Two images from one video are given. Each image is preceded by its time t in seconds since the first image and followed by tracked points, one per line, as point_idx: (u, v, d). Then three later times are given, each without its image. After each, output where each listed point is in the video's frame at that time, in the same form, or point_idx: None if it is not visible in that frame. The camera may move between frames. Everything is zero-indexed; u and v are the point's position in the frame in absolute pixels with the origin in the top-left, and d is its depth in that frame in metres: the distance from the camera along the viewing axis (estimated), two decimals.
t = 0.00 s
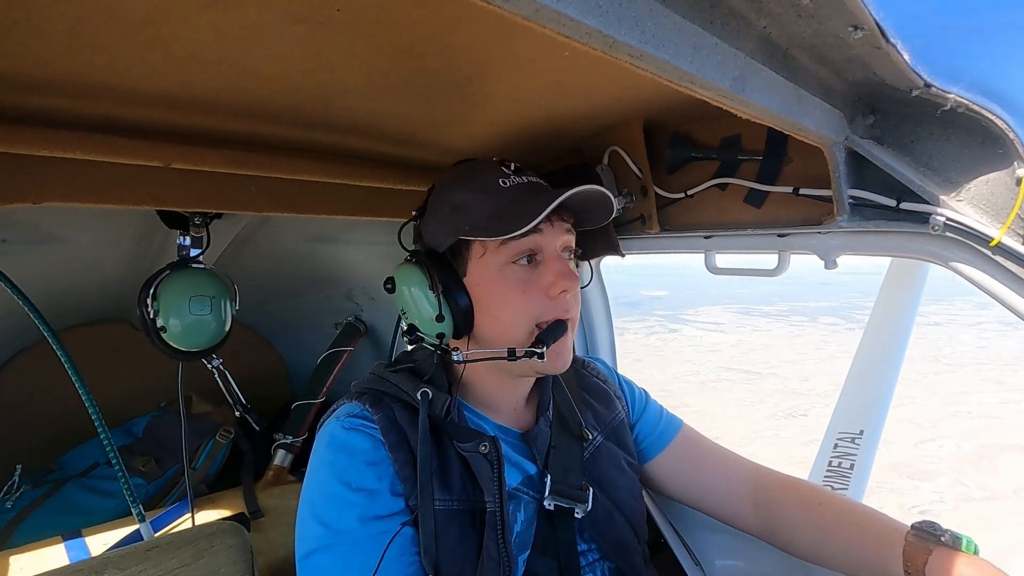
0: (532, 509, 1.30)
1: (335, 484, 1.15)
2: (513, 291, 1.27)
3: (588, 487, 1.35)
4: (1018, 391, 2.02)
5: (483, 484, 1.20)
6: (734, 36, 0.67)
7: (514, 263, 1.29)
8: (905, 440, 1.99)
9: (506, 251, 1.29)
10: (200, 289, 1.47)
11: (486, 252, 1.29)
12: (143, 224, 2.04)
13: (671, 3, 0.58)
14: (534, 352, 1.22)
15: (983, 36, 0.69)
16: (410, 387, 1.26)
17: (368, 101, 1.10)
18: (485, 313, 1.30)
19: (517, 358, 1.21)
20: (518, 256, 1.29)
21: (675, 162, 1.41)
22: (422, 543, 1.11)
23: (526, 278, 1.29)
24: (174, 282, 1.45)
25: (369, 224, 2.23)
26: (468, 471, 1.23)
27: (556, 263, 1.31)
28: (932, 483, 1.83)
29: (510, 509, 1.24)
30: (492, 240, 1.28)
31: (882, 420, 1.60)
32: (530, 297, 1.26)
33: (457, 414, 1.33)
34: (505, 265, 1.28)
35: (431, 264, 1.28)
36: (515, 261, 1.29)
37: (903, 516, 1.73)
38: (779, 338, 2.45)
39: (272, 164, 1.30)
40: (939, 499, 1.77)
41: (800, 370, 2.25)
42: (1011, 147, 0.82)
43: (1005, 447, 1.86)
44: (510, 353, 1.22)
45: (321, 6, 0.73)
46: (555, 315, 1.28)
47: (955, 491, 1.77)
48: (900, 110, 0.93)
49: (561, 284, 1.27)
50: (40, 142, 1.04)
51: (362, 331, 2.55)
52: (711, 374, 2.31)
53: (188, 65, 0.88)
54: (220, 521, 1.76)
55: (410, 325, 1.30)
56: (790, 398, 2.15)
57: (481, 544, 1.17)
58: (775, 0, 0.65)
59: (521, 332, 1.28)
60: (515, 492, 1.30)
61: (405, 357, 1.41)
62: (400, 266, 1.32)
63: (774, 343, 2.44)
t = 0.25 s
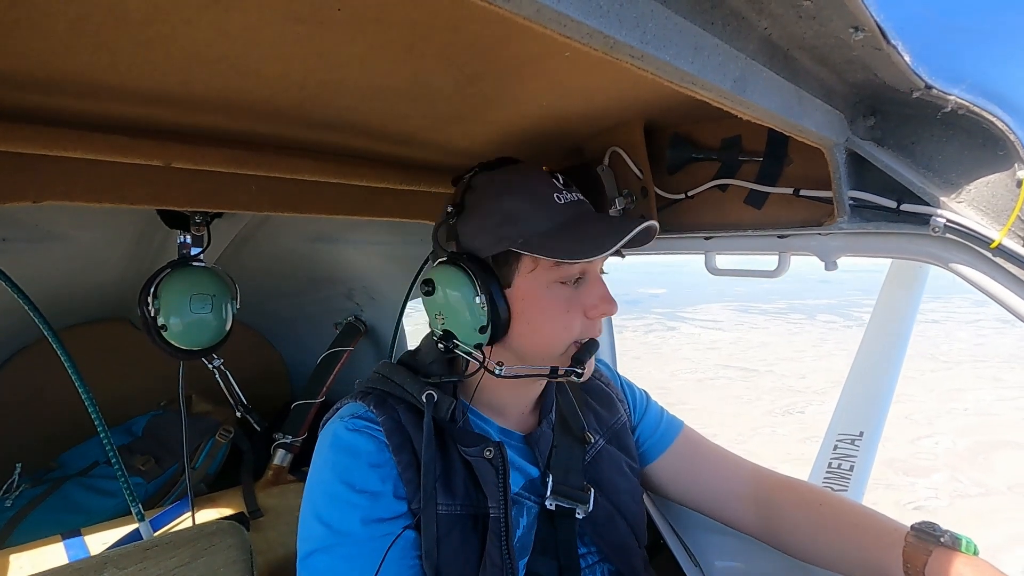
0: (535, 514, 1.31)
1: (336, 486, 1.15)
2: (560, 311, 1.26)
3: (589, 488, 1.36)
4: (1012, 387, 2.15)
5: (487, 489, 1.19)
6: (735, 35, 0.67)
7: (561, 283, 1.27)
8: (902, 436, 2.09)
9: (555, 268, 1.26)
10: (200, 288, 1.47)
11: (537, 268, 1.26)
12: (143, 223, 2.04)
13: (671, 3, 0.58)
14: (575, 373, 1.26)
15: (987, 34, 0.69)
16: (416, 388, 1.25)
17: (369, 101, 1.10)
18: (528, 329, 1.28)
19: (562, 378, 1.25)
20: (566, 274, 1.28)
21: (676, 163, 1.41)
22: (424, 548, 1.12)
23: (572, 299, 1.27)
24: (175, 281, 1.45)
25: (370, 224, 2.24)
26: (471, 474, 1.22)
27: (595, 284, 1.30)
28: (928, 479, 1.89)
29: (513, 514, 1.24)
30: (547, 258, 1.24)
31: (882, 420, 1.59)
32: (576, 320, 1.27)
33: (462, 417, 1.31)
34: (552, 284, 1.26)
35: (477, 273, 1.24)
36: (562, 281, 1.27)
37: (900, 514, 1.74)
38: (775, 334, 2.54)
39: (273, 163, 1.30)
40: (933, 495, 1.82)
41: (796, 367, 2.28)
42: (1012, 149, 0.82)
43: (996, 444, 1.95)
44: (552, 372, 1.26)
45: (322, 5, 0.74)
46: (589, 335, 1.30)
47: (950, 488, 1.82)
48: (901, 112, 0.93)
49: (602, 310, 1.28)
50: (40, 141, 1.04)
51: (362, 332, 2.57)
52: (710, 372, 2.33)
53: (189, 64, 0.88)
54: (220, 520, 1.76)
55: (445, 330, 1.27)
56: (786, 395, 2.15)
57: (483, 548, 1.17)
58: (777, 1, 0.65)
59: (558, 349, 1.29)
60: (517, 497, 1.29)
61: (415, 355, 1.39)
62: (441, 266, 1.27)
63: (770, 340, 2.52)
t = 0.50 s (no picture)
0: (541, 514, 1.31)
1: (349, 482, 1.15)
2: (577, 301, 1.28)
3: (594, 491, 1.36)
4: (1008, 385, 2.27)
5: (499, 490, 1.19)
6: (736, 36, 0.67)
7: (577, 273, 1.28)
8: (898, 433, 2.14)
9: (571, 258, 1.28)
10: (200, 288, 1.47)
11: (553, 259, 1.27)
12: (143, 222, 2.04)
13: (672, 3, 0.58)
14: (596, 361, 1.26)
15: (988, 32, 0.68)
16: (429, 387, 1.25)
17: (370, 100, 1.10)
18: (544, 321, 1.29)
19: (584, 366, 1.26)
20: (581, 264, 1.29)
21: (676, 163, 1.41)
22: (437, 547, 1.12)
23: (587, 289, 1.29)
24: (175, 281, 1.46)
25: (370, 224, 2.24)
26: (483, 475, 1.23)
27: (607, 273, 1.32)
28: (922, 475, 1.92)
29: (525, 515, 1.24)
30: (563, 248, 1.26)
31: (882, 420, 1.58)
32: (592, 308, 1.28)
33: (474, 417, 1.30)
34: (568, 275, 1.28)
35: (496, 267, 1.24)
36: (577, 271, 1.28)
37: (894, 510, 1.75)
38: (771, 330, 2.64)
39: (272, 162, 1.30)
40: (928, 491, 1.84)
41: (794, 361, 2.36)
42: (1013, 149, 0.82)
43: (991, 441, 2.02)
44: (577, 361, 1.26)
45: (322, 4, 0.73)
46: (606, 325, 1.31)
47: (944, 484, 1.85)
48: (901, 111, 0.93)
49: (617, 297, 1.29)
50: (39, 139, 1.04)
51: (362, 331, 2.56)
52: (708, 369, 2.36)
53: (188, 62, 0.88)
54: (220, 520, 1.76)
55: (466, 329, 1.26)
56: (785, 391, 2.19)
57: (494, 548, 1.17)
58: (777, 2, 0.65)
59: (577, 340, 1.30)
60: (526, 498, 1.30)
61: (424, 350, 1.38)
62: (456, 264, 1.26)
63: (769, 339, 2.56)
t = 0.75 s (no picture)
0: (532, 513, 1.31)
1: (336, 486, 1.15)
2: (463, 301, 1.24)
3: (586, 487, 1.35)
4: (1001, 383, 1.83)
5: (484, 490, 1.19)
6: (737, 38, 0.67)
7: (469, 273, 1.26)
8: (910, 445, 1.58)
9: (464, 256, 1.27)
10: (200, 286, 1.47)
11: (452, 254, 1.30)
12: (144, 220, 2.04)
13: (675, 5, 0.58)
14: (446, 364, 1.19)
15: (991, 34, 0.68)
16: (410, 391, 1.26)
17: (371, 100, 1.10)
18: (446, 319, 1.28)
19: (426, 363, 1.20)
20: (474, 264, 1.26)
21: (676, 163, 1.41)
22: (423, 549, 1.12)
23: (478, 292, 1.23)
24: (175, 279, 1.45)
25: (371, 223, 2.23)
26: (468, 475, 1.23)
27: (509, 283, 1.23)
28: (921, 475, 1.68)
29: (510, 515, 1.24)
30: (454, 241, 1.28)
31: (881, 420, 1.63)
32: (471, 311, 1.21)
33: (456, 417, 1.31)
34: (460, 274, 1.26)
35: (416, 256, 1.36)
36: (471, 272, 1.26)
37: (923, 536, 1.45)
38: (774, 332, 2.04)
39: (273, 161, 1.30)
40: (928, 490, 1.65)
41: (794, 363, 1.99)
42: (1013, 150, 0.82)
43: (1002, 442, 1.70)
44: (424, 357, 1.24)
45: (326, 4, 0.74)
46: (487, 335, 1.20)
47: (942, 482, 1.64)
48: (902, 113, 0.93)
49: (499, 307, 1.18)
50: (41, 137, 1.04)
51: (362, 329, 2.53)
52: (705, 368, 2.14)
53: (191, 61, 0.89)
54: (220, 518, 1.76)
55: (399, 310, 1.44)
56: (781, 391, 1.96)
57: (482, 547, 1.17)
58: (778, 2, 0.65)
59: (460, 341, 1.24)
60: (514, 497, 1.30)
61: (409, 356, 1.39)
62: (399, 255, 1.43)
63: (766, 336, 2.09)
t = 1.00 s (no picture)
0: (529, 515, 1.31)
1: (331, 487, 1.15)
2: (448, 310, 1.24)
3: (583, 487, 1.35)
4: None
5: (479, 492, 1.19)
6: (739, 40, 0.67)
7: (452, 281, 1.26)
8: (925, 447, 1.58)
9: (448, 264, 1.28)
10: (200, 284, 1.46)
11: (436, 263, 1.30)
12: (144, 218, 2.04)
13: (678, 7, 0.58)
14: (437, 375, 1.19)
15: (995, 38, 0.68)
16: (406, 392, 1.25)
17: (372, 99, 1.10)
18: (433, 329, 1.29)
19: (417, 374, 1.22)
20: (458, 271, 1.26)
21: (677, 165, 1.40)
22: (419, 553, 1.12)
23: (462, 300, 1.24)
24: (175, 277, 1.45)
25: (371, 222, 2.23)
26: (463, 477, 1.23)
27: (493, 290, 1.23)
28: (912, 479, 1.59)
29: (506, 517, 1.25)
30: (437, 250, 1.29)
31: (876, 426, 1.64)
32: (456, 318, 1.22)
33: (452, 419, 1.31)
34: (445, 281, 1.27)
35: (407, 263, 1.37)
36: (455, 280, 1.26)
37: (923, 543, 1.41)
38: (772, 333, 1.98)
39: (273, 160, 1.30)
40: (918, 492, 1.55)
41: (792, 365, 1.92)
42: (1013, 154, 0.81)
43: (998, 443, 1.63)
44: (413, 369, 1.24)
45: (326, 3, 0.74)
46: (475, 344, 1.20)
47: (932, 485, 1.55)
48: (902, 117, 0.92)
49: (483, 317, 1.18)
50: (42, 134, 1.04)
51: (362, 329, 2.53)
52: (704, 369, 2.09)
53: (191, 59, 0.88)
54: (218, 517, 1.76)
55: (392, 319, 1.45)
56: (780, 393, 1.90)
57: (476, 550, 1.17)
58: (781, 6, 0.65)
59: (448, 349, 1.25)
60: (510, 499, 1.30)
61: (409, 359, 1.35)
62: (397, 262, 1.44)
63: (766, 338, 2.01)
